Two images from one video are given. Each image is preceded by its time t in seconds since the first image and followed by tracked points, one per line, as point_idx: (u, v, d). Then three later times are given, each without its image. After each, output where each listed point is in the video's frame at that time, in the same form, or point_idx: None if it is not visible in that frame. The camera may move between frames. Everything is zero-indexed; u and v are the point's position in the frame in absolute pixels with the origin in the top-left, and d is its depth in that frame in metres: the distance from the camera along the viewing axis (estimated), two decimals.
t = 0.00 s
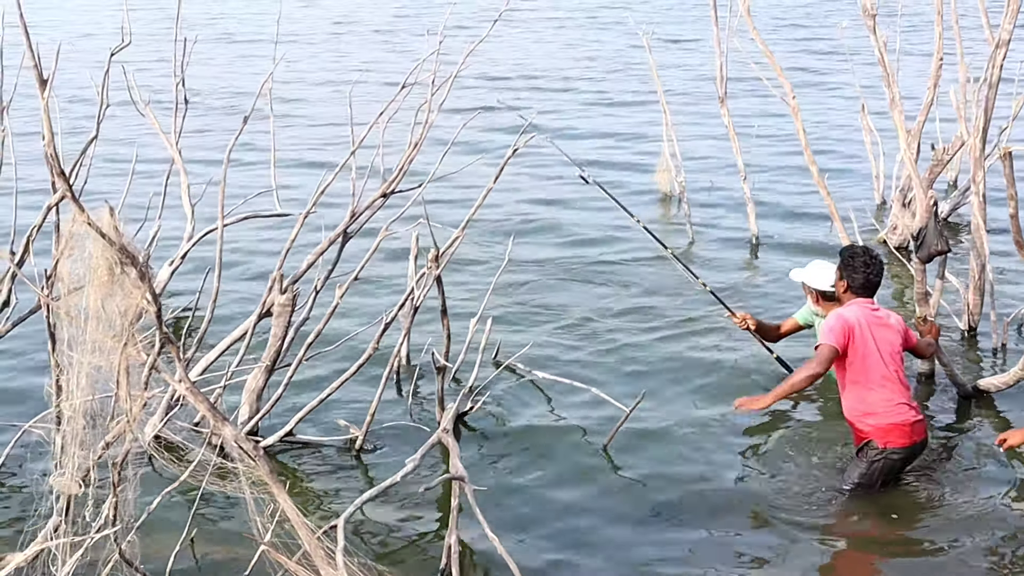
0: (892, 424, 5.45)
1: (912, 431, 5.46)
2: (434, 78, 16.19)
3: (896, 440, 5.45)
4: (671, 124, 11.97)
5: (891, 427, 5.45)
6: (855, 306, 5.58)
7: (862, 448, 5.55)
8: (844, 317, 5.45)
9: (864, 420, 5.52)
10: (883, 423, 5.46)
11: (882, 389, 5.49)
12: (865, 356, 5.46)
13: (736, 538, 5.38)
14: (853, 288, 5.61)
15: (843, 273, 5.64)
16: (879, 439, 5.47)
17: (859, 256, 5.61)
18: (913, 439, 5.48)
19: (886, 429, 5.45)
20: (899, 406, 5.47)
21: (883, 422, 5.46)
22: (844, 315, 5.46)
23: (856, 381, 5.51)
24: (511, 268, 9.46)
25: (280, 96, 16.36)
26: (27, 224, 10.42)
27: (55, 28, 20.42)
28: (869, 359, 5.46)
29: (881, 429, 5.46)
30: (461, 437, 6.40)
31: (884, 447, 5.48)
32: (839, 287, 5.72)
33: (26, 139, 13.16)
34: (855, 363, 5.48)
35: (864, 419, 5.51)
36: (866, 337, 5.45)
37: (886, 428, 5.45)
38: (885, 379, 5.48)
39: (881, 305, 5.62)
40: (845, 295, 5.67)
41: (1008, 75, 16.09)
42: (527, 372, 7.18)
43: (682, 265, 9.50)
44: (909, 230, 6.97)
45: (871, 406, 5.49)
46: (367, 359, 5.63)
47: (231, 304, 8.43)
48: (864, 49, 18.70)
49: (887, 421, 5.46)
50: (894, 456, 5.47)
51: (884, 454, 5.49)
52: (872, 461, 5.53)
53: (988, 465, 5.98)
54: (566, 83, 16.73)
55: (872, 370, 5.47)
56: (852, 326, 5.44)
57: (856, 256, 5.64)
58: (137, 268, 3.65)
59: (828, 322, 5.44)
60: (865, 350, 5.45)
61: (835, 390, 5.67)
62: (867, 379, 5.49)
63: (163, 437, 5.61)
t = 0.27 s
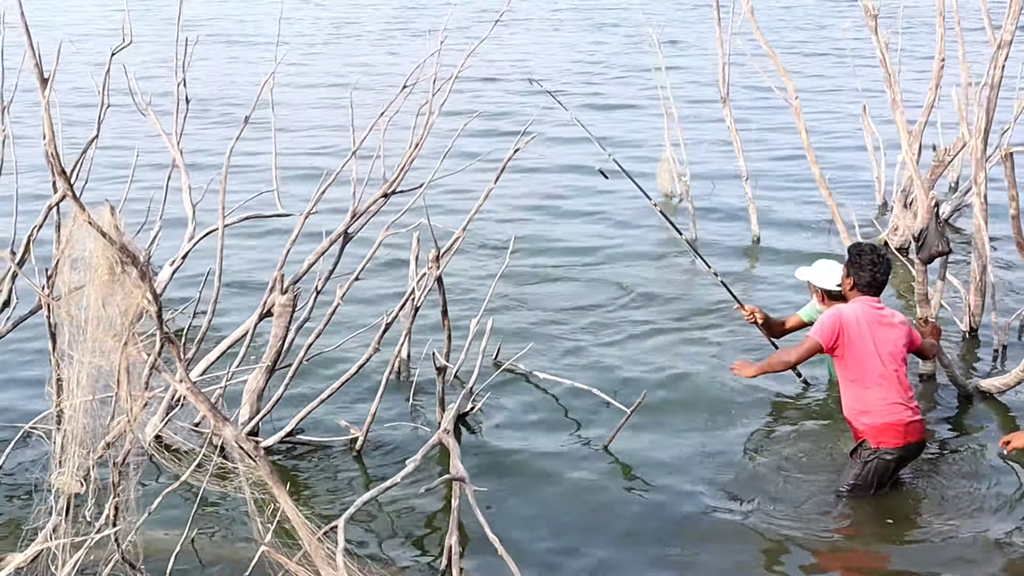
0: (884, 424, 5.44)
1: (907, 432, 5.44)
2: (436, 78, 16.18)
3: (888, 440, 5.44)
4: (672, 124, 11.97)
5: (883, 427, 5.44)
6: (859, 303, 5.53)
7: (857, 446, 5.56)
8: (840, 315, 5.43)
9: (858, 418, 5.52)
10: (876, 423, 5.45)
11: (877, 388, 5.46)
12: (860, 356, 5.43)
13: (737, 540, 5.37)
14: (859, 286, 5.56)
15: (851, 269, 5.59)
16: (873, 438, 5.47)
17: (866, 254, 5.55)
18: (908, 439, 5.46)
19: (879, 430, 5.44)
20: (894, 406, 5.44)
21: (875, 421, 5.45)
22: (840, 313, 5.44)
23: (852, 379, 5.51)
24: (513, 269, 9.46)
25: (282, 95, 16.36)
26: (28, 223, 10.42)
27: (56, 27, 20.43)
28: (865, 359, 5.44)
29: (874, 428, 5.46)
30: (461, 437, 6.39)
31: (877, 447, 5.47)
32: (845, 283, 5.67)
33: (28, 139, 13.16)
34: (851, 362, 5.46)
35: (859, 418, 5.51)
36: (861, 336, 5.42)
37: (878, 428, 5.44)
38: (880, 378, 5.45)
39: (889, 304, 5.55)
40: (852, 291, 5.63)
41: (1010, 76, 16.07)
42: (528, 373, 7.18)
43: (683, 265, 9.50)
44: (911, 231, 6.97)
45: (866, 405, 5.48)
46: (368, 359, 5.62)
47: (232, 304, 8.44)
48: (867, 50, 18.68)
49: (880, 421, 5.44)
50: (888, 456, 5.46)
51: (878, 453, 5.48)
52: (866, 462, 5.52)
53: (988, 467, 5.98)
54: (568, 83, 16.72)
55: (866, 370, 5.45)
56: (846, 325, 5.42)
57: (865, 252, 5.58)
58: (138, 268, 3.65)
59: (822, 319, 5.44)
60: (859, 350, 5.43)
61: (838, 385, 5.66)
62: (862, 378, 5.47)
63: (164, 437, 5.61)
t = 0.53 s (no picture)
0: (882, 425, 5.43)
1: (906, 433, 5.41)
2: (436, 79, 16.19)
3: (887, 442, 5.43)
4: (673, 125, 11.97)
5: (881, 428, 5.43)
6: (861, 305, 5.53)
7: (858, 447, 5.57)
8: (837, 316, 5.45)
9: (858, 419, 5.52)
10: (874, 424, 5.44)
11: (875, 389, 5.46)
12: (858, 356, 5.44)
13: (738, 541, 5.37)
14: (861, 287, 5.56)
15: (854, 270, 5.58)
16: (872, 440, 5.47)
17: (868, 254, 5.54)
18: (908, 441, 5.44)
19: (877, 431, 5.44)
20: (892, 407, 5.43)
21: (874, 423, 5.44)
22: (838, 313, 5.45)
23: (851, 380, 5.51)
24: (513, 269, 9.46)
25: (282, 96, 16.36)
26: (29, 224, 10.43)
27: (56, 28, 20.44)
28: (863, 359, 5.44)
29: (873, 429, 5.45)
30: (462, 438, 6.39)
31: (877, 448, 5.47)
32: (847, 284, 5.67)
33: (28, 140, 13.16)
34: (849, 363, 5.47)
35: (859, 418, 5.50)
36: (858, 337, 5.43)
37: (876, 429, 5.44)
38: (879, 379, 5.44)
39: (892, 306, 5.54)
40: (855, 292, 5.63)
41: (1011, 76, 16.07)
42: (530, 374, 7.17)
43: (684, 265, 9.50)
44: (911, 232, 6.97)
45: (866, 406, 5.48)
46: (368, 360, 5.63)
47: (232, 305, 8.44)
48: (867, 50, 18.67)
49: (878, 422, 5.44)
50: (888, 457, 5.45)
51: (878, 454, 5.48)
52: (867, 464, 5.53)
53: (990, 469, 5.97)
54: (569, 83, 16.72)
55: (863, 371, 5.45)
56: (843, 325, 5.44)
57: (868, 253, 5.57)
58: (137, 269, 3.65)
59: (819, 319, 5.47)
60: (856, 351, 5.44)
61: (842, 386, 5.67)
62: (861, 379, 5.47)
63: (164, 438, 5.61)
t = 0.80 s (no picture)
0: (882, 425, 5.42)
1: (906, 433, 5.40)
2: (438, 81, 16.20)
3: (887, 442, 5.42)
4: (675, 127, 11.98)
5: (881, 428, 5.42)
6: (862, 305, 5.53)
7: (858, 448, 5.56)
8: (837, 316, 5.45)
9: (858, 419, 5.51)
10: (874, 424, 5.43)
11: (875, 390, 5.45)
12: (857, 356, 5.43)
13: (740, 542, 5.37)
14: (863, 288, 5.56)
15: (856, 271, 5.59)
16: (872, 440, 5.46)
17: (871, 255, 5.55)
18: (909, 441, 5.43)
19: (878, 431, 5.43)
20: (892, 407, 5.42)
21: (874, 423, 5.44)
22: (838, 314, 5.45)
23: (851, 380, 5.50)
24: (516, 270, 9.47)
25: (285, 98, 16.38)
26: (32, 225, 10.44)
27: (60, 30, 20.47)
28: (863, 360, 5.44)
29: (873, 430, 5.44)
30: (464, 439, 6.40)
31: (877, 449, 5.46)
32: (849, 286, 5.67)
33: (31, 142, 13.18)
34: (849, 364, 5.46)
35: (859, 419, 5.50)
36: (859, 337, 5.42)
37: (876, 430, 5.43)
38: (879, 380, 5.43)
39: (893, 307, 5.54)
40: (857, 293, 5.63)
41: (1013, 78, 16.07)
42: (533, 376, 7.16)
43: (686, 267, 9.51)
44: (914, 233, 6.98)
45: (866, 406, 5.47)
46: (370, 361, 5.62)
47: (235, 307, 8.45)
48: (869, 52, 18.68)
49: (878, 422, 5.43)
50: (888, 458, 5.44)
51: (879, 455, 5.47)
52: (866, 464, 5.53)
53: (992, 470, 5.97)
54: (571, 85, 16.74)
55: (864, 371, 5.44)
56: (843, 326, 5.43)
57: (869, 255, 5.58)
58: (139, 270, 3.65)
59: (819, 320, 5.47)
60: (856, 351, 5.43)
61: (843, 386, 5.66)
62: (861, 379, 5.46)
63: (166, 440, 5.61)
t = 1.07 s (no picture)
0: (881, 427, 5.41)
1: (904, 436, 5.40)
2: (442, 83, 16.22)
3: (886, 444, 5.42)
4: (678, 129, 11.98)
5: (880, 430, 5.41)
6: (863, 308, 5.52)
7: (858, 450, 5.56)
8: (838, 318, 5.43)
9: (857, 421, 5.50)
10: (874, 426, 5.43)
11: (874, 392, 5.44)
12: (857, 359, 5.42)
13: (741, 546, 5.38)
14: (866, 290, 5.56)
15: (857, 274, 5.58)
16: (870, 442, 5.45)
17: (873, 258, 5.55)
18: (906, 443, 5.42)
19: (876, 433, 5.42)
20: (891, 410, 5.41)
21: (872, 425, 5.43)
22: (839, 316, 5.44)
23: (851, 382, 5.49)
24: (518, 272, 9.48)
25: (288, 101, 16.41)
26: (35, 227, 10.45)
27: (63, 34, 20.50)
28: (862, 362, 5.42)
29: (871, 431, 5.44)
30: (466, 440, 6.40)
31: (875, 451, 5.45)
32: (852, 288, 5.67)
33: (35, 145, 13.20)
34: (849, 366, 5.45)
35: (859, 420, 5.48)
36: (859, 340, 5.41)
37: (874, 432, 5.42)
38: (879, 382, 5.42)
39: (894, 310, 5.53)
40: (859, 296, 5.63)
41: (1016, 80, 16.07)
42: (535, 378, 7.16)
43: (688, 269, 9.51)
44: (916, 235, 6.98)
45: (865, 408, 5.46)
46: (373, 363, 5.63)
47: (238, 309, 8.46)
48: (873, 55, 18.69)
49: (876, 424, 5.42)
50: (885, 459, 5.44)
51: (876, 457, 5.47)
52: (864, 466, 5.52)
53: (994, 474, 5.96)
54: (574, 87, 16.75)
55: (864, 372, 5.43)
56: (844, 328, 5.42)
57: (871, 258, 5.58)
58: (142, 273, 3.65)
59: (819, 322, 5.46)
60: (856, 353, 5.42)
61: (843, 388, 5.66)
62: (860, 381, 5.45)
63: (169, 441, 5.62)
